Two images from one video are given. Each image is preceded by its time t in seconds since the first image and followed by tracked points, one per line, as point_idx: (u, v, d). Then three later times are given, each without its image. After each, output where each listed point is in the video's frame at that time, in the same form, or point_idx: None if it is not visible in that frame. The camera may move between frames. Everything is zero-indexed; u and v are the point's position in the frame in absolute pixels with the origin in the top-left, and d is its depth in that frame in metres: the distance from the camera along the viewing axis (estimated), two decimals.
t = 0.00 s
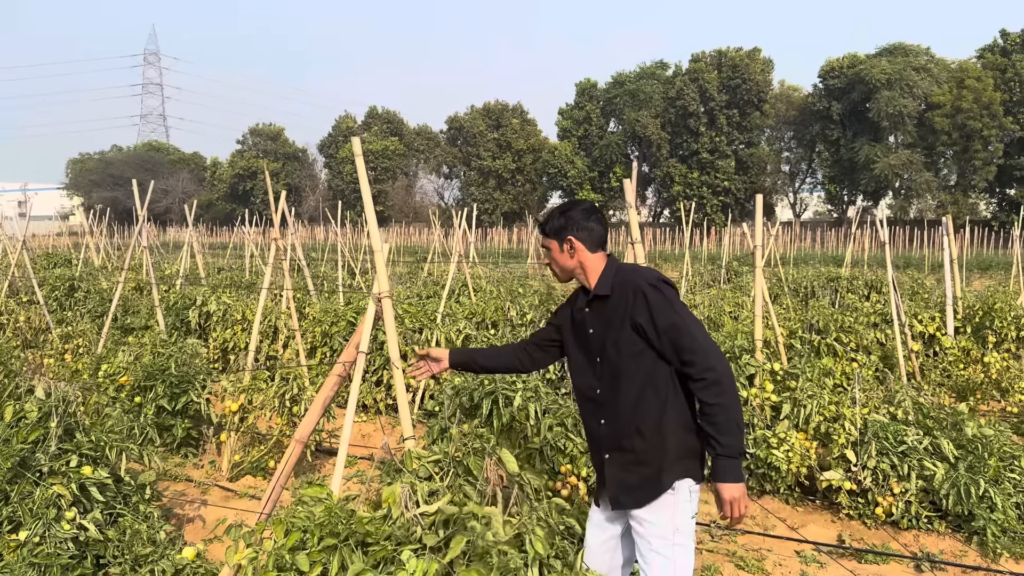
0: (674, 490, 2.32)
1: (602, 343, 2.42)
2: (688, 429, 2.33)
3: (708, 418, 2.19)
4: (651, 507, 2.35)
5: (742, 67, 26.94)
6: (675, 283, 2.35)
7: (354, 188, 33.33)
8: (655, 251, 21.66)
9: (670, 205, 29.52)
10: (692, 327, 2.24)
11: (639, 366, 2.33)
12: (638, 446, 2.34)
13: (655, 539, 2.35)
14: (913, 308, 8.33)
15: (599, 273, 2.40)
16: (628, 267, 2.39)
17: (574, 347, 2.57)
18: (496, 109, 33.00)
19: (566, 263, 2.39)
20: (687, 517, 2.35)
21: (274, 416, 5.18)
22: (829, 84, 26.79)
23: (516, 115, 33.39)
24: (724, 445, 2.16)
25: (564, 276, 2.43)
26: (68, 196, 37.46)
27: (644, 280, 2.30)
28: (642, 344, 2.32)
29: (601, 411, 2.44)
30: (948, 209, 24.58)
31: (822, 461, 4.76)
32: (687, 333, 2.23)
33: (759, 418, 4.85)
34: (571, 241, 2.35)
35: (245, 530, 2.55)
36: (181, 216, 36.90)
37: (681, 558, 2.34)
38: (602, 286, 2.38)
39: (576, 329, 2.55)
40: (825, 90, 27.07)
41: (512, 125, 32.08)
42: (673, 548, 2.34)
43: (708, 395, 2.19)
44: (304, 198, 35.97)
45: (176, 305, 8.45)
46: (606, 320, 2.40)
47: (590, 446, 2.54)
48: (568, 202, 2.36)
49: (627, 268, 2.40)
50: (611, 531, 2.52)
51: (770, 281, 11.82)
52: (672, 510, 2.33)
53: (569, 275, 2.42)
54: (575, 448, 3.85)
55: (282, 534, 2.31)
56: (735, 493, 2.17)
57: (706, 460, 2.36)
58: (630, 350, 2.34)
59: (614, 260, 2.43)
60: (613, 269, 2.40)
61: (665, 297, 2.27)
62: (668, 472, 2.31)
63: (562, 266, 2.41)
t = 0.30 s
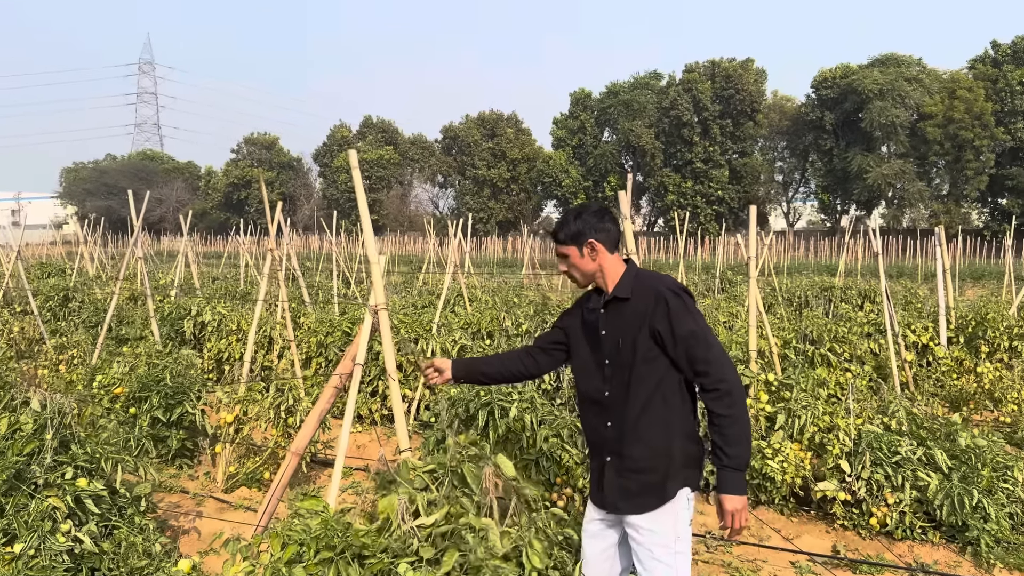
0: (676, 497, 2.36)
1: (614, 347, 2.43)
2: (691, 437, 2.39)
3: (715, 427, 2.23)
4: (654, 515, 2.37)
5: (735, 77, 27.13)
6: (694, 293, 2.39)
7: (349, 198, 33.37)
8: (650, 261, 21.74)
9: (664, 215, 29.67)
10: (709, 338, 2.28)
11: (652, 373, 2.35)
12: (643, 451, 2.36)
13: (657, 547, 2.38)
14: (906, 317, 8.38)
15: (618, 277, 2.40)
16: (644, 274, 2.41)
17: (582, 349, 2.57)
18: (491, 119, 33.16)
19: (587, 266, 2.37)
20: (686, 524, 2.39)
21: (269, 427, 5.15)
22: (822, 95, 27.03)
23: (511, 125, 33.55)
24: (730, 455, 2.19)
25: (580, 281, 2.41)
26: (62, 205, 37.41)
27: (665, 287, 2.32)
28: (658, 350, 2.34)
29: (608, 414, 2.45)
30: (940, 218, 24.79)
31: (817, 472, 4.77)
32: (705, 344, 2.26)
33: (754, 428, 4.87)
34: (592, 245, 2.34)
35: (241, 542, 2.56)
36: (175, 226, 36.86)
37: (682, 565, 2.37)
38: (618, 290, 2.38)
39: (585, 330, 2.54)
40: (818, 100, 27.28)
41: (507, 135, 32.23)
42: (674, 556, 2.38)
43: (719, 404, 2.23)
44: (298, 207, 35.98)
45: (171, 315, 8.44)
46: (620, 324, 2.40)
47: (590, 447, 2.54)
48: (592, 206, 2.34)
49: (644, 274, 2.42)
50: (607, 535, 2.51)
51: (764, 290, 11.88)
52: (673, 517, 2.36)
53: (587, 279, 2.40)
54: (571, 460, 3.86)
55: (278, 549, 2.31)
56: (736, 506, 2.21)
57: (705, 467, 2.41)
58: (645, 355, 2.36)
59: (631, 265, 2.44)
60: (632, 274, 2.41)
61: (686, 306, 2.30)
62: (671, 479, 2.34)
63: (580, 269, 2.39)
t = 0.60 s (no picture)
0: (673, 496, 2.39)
1: (611, 349, 2.46)
2: (687, 438, 2.42)
3: (709, 428, 2.26)
4: (654, 515, 2.38)
5: (728, 85, 27.29)
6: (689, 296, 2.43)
7: (343, 205, 33.35)
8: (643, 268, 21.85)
9: (657, 222, 29.81)
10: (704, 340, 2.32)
11: (648, 376, 2.39)
12: (639, 452, 2.39)
13: (656, 547, 2.39)
14: (897, 325, 8.45)
15: (615, 280, 2.44)
16: (640, 278, 2.44)
17: (578, 351, 2.60)
18: (484, 126, 33.22)
19: (588, 270, 2.36)
20: (683, 523, 2.42)
21: (264, 435, 5.15)
22: (814, 103, 27.21)
23: (505, 132, 33.65)
24: (722, 457, 2.21)
25: (580, 286, 2.40)
26: (54, 212, 37.23)
27: (661, 290, 2.36)
28: (654, 352, 2.37)
29: (605, 415, 2.48)
30: (932, 226, 24.98)
31: (809, 479, 4.80)
32: (700, 345, 2.31)
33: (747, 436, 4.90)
34: (592, 249, 2.35)
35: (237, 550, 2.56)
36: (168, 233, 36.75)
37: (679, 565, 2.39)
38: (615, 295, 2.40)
39: (582, 333, 2.57)
40: (810, 108, 27.44)
41: (500, 142, 32.34)
42: (673, 556, 2.40)
43: (713, 406, 2.26)
44: (292, 214, 35.95)
45: (165, 322, 8.42)
46: (617, 327, 2.43)
47: (588, 448, 2.57)
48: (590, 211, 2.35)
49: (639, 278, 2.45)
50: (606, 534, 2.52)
51: (757, 297, 11.95)
52: (671, 515, 2.39)
53: (587, 284, 2.39)
54: (565, 468, 3.87)
55: (274, 556, 2.26)
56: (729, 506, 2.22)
57: (700, 468, 2.44)
58: (641, 357, 2.39)
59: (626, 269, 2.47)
60: (628, 278, 2.44)
61: (682, 308, 2.34)
62: (668, 479, 2.37)
63: (583, 275, 2.37)
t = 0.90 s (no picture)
0: (681, 501, 2.40)
1: (615, 356, 2.46)
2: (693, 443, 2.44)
3: (710, 435, 2.33)
4: (663, 521, 2.41)
5: (722, 90, 27.37)
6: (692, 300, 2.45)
7: (339, 209, 33.35)
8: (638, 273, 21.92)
9: (652, 226, 29.89)
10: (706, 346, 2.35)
11: (653, 381, 2.40)
12: (647, 457, 2.41)
13: (665, 553, 2.41)
14: (891, 328, 8.50)
15: (618, 286, 2.44)
16: (640, 284, 2.45)
17: (581, 358, 2.61)
18: (479, 131, 33.55)
19: (592, 278, 2.35)
20: (692, 528, 2.44)
21: (262, 438, 5.17)
22: (808, 108, 27.35)
23: (500, 136, 33.73)
24: (724, 466, 2.29)
25: (584, 293, 2.38)
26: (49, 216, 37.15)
27: (663, 296, 2.37)
28: (659, 359, 2.39)
29: (612, 421, 2.49)
30: (925, 230, 25.17)
31: (805, 481, 4.84)
32: (703, 351, 2.34)
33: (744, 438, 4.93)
34: (596, 258, 2.33)
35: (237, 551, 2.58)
36: (163, 237, 36.68)
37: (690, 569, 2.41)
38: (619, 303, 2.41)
39: (584, 339, 2.57)
40: (804, 113, 27.59)
41: (496, 147, 32.43)
42: (684, 562, 2.42)
43: (716, 412, 2.32)
44: (287, 218, 35.93)
45: (161, 326, 8.41)
46: (620, 333, 2.43)
47: (593, 454, 2.59)
48: (591, 217, 2.34)
49: (640, 283, 2.45)
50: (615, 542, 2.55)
51: (752, 301, 12.00)
52: (680, 521, 2.41)
53: (591, 291, 2.38)
54: (562, 470, 3.89)
55: (276, 557, 2.28)
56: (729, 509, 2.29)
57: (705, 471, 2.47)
58: (646, 364, 2.40)
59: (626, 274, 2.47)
60: (630, 283, 2.45)
61: (684, 313, 2.36)
62: (676, 483, 2.38)
63: (587, 284, 2.36)
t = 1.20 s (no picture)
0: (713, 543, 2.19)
1: (641, 390, 2.20)
2: (727, 480, 2.20)
3: (756, 473, 2.02)
4: (692, 564, 2.20)
5: (723, 91, 27.32)
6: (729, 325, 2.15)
7: (339, 210, 33.35)
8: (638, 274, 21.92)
9: (653, 227, 29.89)
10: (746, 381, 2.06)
11: (683, 419, 2.15)
12: (676, 499, 2.18)
13: None
14: (890, 329, 8.52)
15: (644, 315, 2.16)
16: (670, 310, 2.16)
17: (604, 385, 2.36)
18: (480, 132, 33.39)
19: (609, 310, 2.08)
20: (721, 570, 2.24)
21: (262, 439, 5.19)
22: (808, 109, 27.38)
23: (501, 138, 33.76)
24: (773, 504, 1.97)
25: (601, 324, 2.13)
26: (50, 217, 37.20)
27: (699, 326, 2.08)
28: (692, 395, 2.13)
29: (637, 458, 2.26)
30: (926, 231, 25.19)
31: (803, 482, 4.85)
32: (743, 387, 2.05)
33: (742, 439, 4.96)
34: (613, 290, 2.05)
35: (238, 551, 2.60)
36: (164, 238, 36.72)
37: None
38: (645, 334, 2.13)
39: (607, 365, 2.32)
40: (805, 114, 27.62)
41: (497, 148, 32.46)
42: None
43: (762, 450, 2.02)
44: (288, 219, 35.96)
45: (161, 327, 8.43)
46: (648, 366, 2.16)
47: (617, 485, 2.37)
48: (612, 241, 2.06)
49: (670, 309, 2.16)
50: None
51: (752, 302, 12.01)
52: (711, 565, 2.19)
53: (608, 322, 2.13)
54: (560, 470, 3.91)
55: (275, 557, 2.30)
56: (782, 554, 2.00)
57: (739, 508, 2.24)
58: (676, 401, 2.14)
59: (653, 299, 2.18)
60: (658, 311, 2.17)
61: (722, 345, 2.07)
62: (708, 527, 2.16)
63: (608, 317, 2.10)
